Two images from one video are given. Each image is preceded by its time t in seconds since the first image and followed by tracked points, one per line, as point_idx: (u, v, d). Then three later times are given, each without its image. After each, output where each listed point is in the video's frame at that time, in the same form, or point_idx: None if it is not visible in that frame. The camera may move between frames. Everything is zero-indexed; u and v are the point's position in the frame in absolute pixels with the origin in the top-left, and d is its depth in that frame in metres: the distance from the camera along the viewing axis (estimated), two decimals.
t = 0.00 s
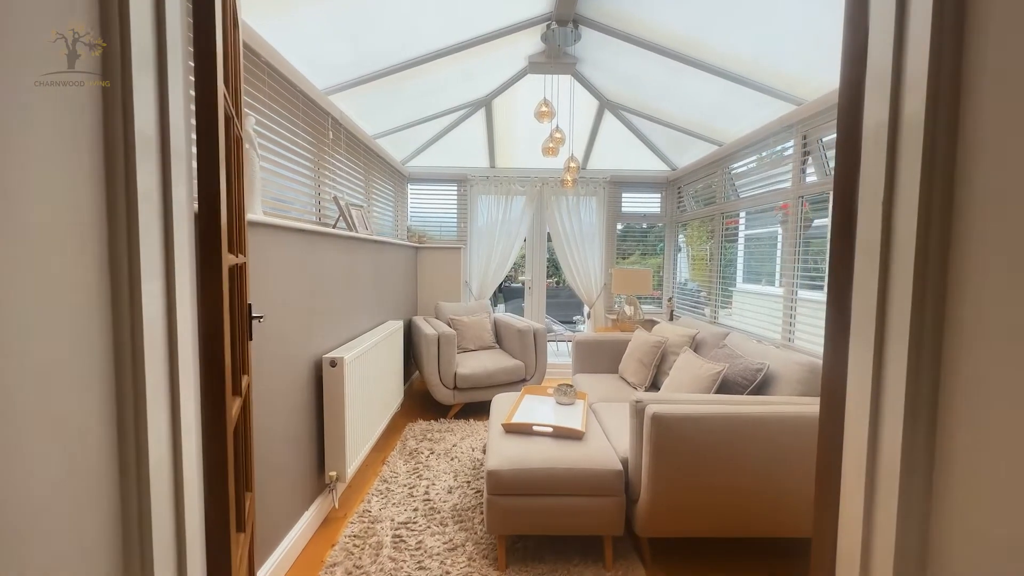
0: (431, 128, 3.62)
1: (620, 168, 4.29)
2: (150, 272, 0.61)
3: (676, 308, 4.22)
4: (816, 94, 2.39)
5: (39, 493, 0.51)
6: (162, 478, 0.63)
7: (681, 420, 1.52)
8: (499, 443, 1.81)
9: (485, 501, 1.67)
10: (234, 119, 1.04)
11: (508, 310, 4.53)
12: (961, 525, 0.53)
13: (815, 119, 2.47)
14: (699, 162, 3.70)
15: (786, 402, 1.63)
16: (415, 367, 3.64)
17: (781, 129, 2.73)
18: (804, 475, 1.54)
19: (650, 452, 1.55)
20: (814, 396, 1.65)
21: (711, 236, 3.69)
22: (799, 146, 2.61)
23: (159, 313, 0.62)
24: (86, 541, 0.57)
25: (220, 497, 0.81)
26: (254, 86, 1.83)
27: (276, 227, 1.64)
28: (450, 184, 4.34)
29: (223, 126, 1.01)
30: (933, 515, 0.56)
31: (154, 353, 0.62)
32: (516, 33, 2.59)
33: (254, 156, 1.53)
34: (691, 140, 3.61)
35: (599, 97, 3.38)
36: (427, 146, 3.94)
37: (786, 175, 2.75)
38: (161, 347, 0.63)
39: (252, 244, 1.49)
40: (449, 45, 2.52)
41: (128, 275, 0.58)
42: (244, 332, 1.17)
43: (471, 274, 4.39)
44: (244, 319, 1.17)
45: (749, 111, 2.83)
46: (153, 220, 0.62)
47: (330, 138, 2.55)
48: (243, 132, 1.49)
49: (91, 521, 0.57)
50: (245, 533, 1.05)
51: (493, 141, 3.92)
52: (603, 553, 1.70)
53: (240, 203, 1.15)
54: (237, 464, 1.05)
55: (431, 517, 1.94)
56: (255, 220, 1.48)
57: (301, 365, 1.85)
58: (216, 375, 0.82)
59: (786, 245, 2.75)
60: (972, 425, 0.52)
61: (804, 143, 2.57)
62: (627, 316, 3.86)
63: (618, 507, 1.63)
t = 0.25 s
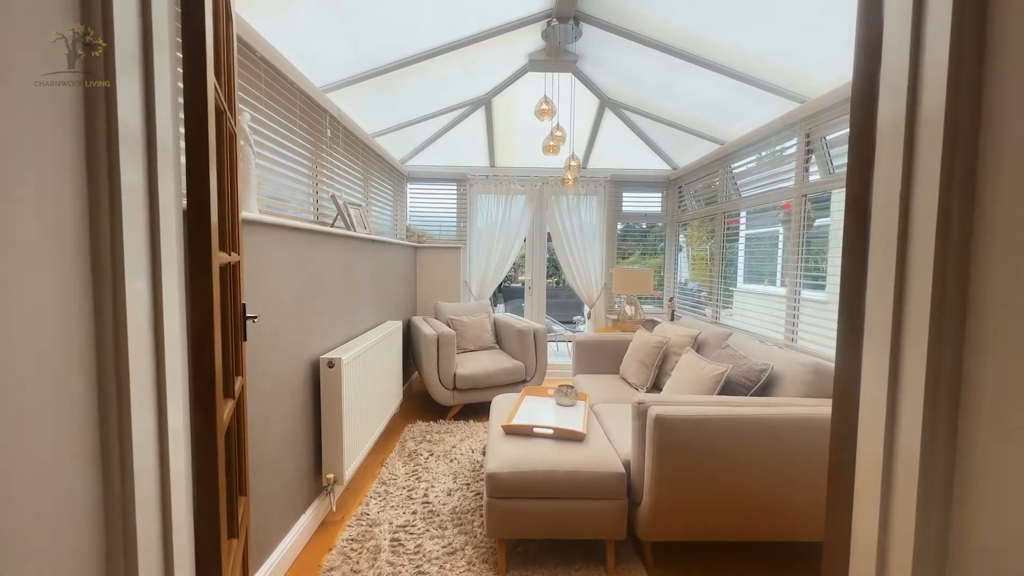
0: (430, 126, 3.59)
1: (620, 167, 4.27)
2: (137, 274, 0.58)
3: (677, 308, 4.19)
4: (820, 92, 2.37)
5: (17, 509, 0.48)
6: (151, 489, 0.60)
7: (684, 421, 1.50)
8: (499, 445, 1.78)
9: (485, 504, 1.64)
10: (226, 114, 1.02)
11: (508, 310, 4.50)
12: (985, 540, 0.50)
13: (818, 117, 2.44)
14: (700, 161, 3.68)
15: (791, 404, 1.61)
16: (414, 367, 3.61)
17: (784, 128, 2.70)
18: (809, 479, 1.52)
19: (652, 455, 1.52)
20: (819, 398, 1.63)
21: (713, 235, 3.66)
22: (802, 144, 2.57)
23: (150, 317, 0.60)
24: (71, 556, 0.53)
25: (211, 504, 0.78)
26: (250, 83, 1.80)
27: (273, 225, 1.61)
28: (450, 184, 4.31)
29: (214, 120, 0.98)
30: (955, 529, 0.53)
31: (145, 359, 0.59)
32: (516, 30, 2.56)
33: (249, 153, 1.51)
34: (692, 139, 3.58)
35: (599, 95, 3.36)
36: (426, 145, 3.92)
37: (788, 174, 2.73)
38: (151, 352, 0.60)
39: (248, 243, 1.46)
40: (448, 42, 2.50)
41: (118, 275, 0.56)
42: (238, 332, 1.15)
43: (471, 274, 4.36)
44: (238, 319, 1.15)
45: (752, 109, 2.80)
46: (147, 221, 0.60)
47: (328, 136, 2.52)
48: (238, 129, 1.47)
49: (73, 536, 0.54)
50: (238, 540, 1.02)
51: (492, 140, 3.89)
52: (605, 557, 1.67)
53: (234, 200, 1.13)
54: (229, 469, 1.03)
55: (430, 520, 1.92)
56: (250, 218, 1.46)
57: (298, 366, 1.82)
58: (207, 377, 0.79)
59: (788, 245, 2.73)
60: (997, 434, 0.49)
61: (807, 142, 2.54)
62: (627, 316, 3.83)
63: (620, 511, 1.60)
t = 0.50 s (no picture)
0: (431, 125, 3.57)
1: (621, 166, 4.24)
2: (128, 278, 0.54)
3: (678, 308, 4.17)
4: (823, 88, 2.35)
5: None
6: (148, 503, 0.57)
7: (688, 423, 1.47)
8: (499, 447, 1.75)
9: (485, 508, 1.61)
10: (216, 106, 0.98)
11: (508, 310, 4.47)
12: None
13: (822, 115, 2.41)
14: (701, 159, 3.65)
15: (796, 405, 1.58)
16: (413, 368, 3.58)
17: (787, 125, 2.67)
18: (815, 482, 1.50)
19: (655, 457, 1.49)
20: (826, 399, 1.60)
21: (714, 234, 3.63)
22: (805, 142, 2.55)
23: (151, 323, 0.57)
24: None
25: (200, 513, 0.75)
26: (246, 79, 1.77)
27: (269, 223, 1.58)
28: (449, 183, 4.28)
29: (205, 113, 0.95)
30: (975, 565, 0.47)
31: (148, 366, 0.57)
32: (516, 26, 2.53)
33: (245, 149, 1.47)
34: (694, 138, 3.55)
35: (600, 93, 3.33)
36: (426, 143, 3.89)
37: (791, 172, 2.70)
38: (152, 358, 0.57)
39: (243, 241, 1.43)
40: (448, 39, 2.47)
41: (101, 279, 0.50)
42: (231, 332, 1.12)
43: (471, 274, 4.33)
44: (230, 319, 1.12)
45: (753, 106, 2.77)
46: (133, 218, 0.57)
47: (326, 133, 2.49)
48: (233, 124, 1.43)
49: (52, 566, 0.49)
50: (231, 546, 0.99)
51: (493, 139, 3.86)
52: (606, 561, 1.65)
53: (227, 197, 1.10)
54: (221, 474, 1.00)
55: (429, 523, 1.89)
56: (244, 216, 1.42)
57: (294, 367, 1.79)
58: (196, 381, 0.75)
59: (791, 244, 2.70)
60: None
61: (811, 139, 2.51)
62: (628, 316, 3.81)
63: (622, 515, 1.58)
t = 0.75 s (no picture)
0: (430, 123, 3.54)
1: (621, 166, 4.21)
2: (111, 278, 0.49)
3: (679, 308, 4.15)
4: (828, 85, 2.33)
5: None
6: (133, 524, 0.52)
7: (691, 425, 1.44)
8: (499, 450, 1.72)
9: (485, 512, 1.58)
10: (208, 100, 0.94)
11: (508, 310, 4.44)
12: None
13: (825, 113, 2.39)
14: (702, 158, 3.62)
15: (801, 408, 1.56)
16: (412, 369, 3.55)
17: (790, 123, 2.64)
18: (821, 485, 1.47)
19: (659, 460, 1.46)
20: (832, 402, 1.57)
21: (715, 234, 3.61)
22: (809, 140, 2.51)
23: (134, 328, 0.52)
24: None
25: (188, 522, 0.72)
26: (242, 75, 1.74)
27: (265, 222, 1.55)
28: (448, 182, 4.26)
29: (195, 108, 0.92)
30: None
31: (136, 372, 0.54)
32: (517, 23, 2.50)
33: (240, 146, 1.44)
34: (695, 137, 3.53)
35: (601, 92, 3.30)
36: (425, 142, 3.86)
37: (794, 171, 2.67)
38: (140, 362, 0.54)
39: (238, 239, 1.40)
40: (447, 36, 2.44)
41: (81, 286, 0.46)
42: (225, 334, 1.09)
43: (470, 274, 4.30)
44: (223, 320, 1.09)
45: (755, 105, 2.75)
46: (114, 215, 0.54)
47: (324, 131, 2.46)
48: (227, 121, 1.40)
49: None
50: (224, 554, 0.96)
51: (492, 137, 3.83)
52: (608, 566, 1.62)
53: (219, 195, 1.07)
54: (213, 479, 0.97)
55: (428, 527, 1.86)
56: (239, 214, 1.39)
57: (291, 368, 1.75)
58: (187, 385, 0.72)
59: (794, 244, 2.67)
60: None
61: (814, 138, 2.48)
62: (628, 316, 3.78)
63: (624, 518, 1.55)
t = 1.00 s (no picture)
0: (428, 123, 3.51)
1: (621, 166, 4.19)
2: (90, 281, 0.47)
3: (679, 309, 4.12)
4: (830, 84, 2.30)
5: None
6: (113, 533, 0.51)
7: (694, 429, 1.41)
8: (498, 454, 1.69)
9: (484, 517, 1.55)
10: (197, 96, 0.92)
11: (506, 311, 4.41)
12: None
13: (826, 112, 2.37)
14: (702, 158, 3.60)
15: (805, 411, 1.53)
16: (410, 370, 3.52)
17: (792, 123, 2.61)
18: (825, 490, 1.45)
19: (661, 464, 1.44)
20: (836, 405, 1.55)
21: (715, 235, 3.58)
22: (810, 139, 2.49)
23: (115, 332, 0.51)
24: None
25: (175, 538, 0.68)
26: (237, 73, 1.71)
27: (260, 222, 1.52)
28: (447, 182, 4.23)
29: (185, 104, 0.89)
30: None
31: (118, 378, 0.52)
32: (516, 21, 2.48)
33: (234, 145, 1.41)
34: (695, 136, 3.50)
35: (601, 91, 3.28)
36: (423, 142, 3.83)
37: (795, 171, 2.65)
38: (120, 369, 0.52)
39: (231, 240, 1.37)
40: (445, 34, 2.42)
41: (59, 286, 0.44)
42: (218, 338, 1.07)
43: (469, 274, 4.28)
44: (215, 322, 1.06)
45: (756, 104, 2.73)
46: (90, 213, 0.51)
47: (321, 130, 2.43)
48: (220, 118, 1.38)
49: None
50: (214, 564, 0.93)
51: (491, 137, 3.80)
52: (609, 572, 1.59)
53: (211, 195, 1.04)
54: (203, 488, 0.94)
55: (426, 532, 1.83)
56: (233, 214, 1.36)
57: (287, 371, 1.73)
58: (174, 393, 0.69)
59: (795, 245, 2.65)
60: None
61: (815, 138, 2.46)
62: (628, 317, 3.76)
63: (626, 524, 1.52)
